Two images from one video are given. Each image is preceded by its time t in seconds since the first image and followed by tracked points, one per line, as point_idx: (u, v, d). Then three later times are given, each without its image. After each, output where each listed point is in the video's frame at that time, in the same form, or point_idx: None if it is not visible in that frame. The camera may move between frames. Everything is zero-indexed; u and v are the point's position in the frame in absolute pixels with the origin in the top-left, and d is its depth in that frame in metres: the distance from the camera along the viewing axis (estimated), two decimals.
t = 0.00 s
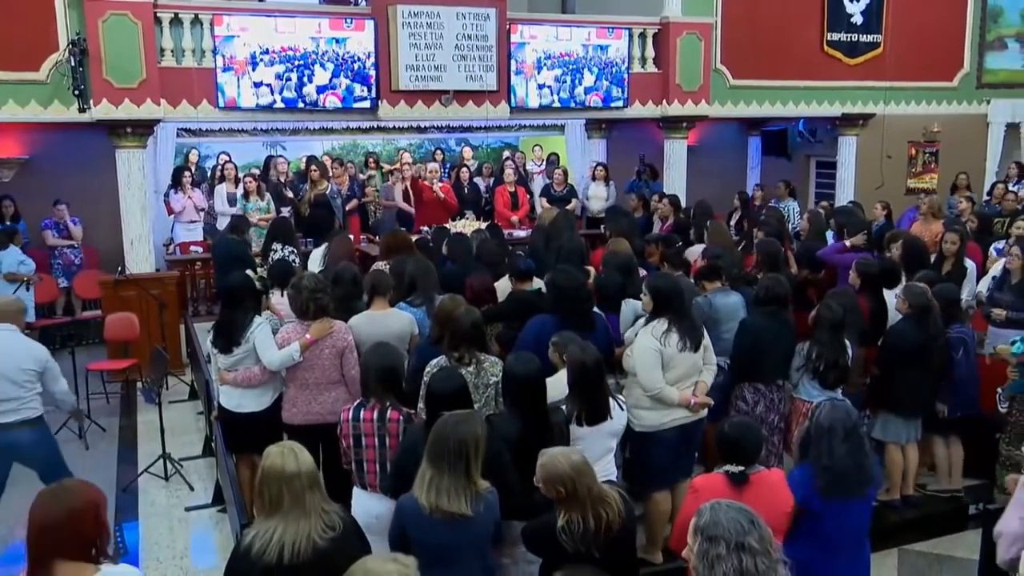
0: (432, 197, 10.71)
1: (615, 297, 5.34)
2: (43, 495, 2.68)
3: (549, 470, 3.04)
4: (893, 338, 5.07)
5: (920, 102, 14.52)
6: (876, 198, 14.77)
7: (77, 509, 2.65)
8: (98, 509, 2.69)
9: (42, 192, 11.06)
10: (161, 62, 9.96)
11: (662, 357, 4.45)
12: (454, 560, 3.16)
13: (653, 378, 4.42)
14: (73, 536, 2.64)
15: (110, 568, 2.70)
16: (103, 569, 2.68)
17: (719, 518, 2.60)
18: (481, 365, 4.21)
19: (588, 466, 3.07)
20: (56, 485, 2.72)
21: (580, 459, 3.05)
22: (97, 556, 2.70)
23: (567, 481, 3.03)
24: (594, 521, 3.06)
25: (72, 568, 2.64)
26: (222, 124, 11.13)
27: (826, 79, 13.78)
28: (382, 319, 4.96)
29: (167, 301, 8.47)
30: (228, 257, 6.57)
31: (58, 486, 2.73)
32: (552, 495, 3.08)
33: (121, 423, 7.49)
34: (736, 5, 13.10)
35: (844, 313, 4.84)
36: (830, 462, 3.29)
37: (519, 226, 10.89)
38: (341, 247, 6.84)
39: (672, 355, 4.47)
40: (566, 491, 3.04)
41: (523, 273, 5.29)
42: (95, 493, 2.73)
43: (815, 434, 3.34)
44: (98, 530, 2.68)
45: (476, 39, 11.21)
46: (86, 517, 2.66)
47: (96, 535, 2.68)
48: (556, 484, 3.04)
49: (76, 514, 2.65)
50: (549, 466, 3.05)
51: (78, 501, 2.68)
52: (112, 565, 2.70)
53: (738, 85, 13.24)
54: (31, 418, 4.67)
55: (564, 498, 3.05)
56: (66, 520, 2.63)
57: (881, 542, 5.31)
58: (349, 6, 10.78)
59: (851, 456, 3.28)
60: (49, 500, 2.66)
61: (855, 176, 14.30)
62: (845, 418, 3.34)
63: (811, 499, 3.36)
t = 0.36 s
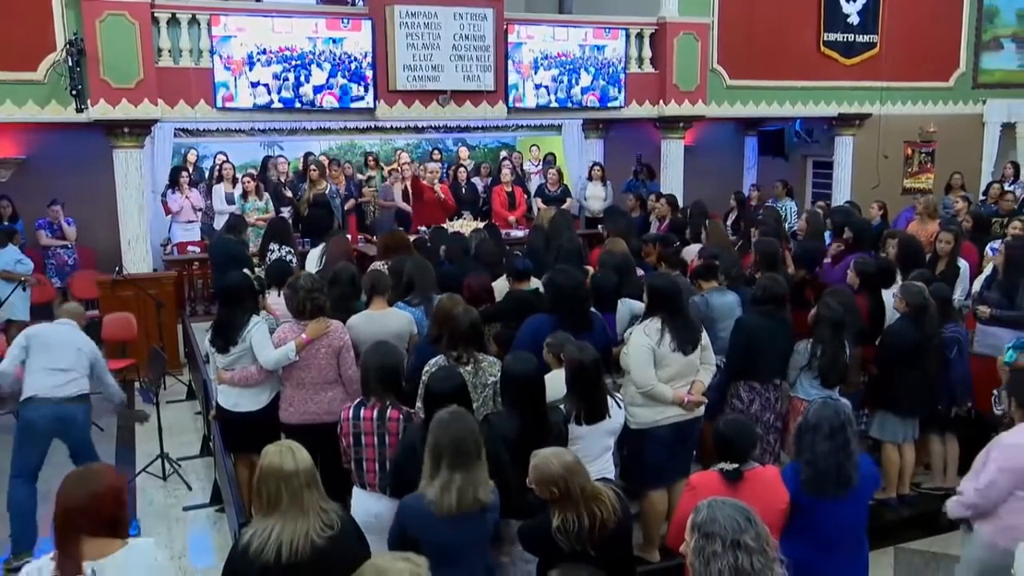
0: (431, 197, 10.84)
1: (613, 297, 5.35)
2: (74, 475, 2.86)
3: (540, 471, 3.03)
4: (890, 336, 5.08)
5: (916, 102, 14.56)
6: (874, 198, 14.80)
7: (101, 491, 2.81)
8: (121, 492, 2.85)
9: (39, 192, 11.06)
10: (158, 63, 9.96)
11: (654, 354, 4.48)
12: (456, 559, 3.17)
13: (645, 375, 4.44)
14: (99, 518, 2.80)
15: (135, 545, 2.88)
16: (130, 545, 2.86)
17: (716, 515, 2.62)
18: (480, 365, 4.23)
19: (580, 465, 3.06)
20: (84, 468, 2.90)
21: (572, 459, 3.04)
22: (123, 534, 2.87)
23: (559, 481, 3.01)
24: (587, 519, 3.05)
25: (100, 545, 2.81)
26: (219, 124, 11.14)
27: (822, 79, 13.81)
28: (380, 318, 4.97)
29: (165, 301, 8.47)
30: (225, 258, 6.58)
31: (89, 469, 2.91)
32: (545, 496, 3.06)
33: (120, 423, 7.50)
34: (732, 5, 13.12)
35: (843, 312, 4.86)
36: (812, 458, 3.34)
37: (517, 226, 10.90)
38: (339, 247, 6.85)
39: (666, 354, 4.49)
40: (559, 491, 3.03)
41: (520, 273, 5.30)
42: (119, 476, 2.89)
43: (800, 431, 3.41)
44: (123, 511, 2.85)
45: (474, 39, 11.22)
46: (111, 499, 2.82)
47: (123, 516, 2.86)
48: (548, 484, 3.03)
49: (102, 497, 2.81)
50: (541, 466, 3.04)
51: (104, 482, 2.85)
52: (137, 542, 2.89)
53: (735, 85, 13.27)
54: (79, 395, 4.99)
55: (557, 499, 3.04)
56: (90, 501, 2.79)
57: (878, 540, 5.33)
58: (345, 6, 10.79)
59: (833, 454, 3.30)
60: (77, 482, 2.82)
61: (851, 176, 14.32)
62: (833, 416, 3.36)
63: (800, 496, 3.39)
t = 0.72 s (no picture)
0: (429, 198, 10.57)
1: (610, 296, 5.37)
2: (117, 449, 3.06)
3: (530, 477, 3.04)
4: (886, 335, 5.10)
5: (912, 103, 14.60)
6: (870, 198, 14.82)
7: (143, 465, 2.99)
8: (160, 467, 3.03)
9: (36, 192, 11.05)
10: (155, 63, 9.96)
11: (643, 352, 4.51)
12: (456, 557, 3.19)
13: (632, 372, 4.47)
14: (140, 490, 2.99)
15: (170, 516, 3.07)
16: (166, 516, 3.06)
17: (712, 514, 2.62)
18: (478, 364, 4.25)
19: (569, 471, 3.06)
20: (130, 443, 3.10)
21: (559, 466, 3.04)
22: (160, 505, 3.07)
23: (549, 486, 3.02)
24: (580, 520, 3.04)
25: (138, 516, 3.01)
26: (216, 124, 11.15)
27: (819, 79, 13.84)
28: (379, 318, 4.99)
29: (161, 301, 8.47)
30: (223, 258, 6.59)
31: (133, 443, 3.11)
32: (537, 500, 3.07)
33: (117, 422, 7.49)
34: (729, 5, 13.15)
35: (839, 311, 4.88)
36: (807, 456, 3.35)
37: (513, 226, 10.91)
38: (337, 247, 6.86)
39: (655, 352, 4.52)
40: (549, 496, 3.03)
41: (518, 272, 5.33)
42: (160, 452, 3.07)
43: (795, 430, 3.42)
44: (162, 485, 3.04)
45: (471, 40, 11.23)
46: (151, 473, 3.01)
47: (162, 489, 3.05)
48: (538, 490, 3.04)
49: (143, 470, 3.00)
50: (532, 468, 3.05)
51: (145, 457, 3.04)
52: (173, 514, 3.08)
53: (731, 85, 13.28)
54: (91, 384, 5.03)
55: (548, 503, 3.04)
56: (130, 474, 2.97)
57: (874, 538, 5.36)
58: (342, 6, 10.79)
59: (827, 453, 3.32)
60: (121, 455, 3.02)
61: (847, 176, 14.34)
62: (828, 414, 3.36)
63: (792, 492, 3.41)
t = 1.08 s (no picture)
0: (428, 198, 10.55)
1: (607, 296, 5.39)
2: (136, 435, 3.21)
3: (522, 480, 3.03)
4: (881, 334, 5.12)
5: (908, 103, 14.64)
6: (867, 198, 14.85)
7: (151, 455, 3.13)
8: (168, 460, 3.15)
9: (34, 192, 11.05)
10: (153, 63, 9.97)
11: (636, 351, 4.52)
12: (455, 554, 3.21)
13: (626, 370, 4.51)
14: (145, 481, 3.11)
15: (176, 510, 3.18)
16: (169, 509, 3.17)
17: (706, 511, 2.59)
18: (475, 364, 4.26)
19: (562, 474, 3.05)
20: (150, 429, 3.24)
21: (552, 469, 3.04)
22: (170, 497, 3.19)
23: (543, 488, 3.01)
24: (578, 520, 3.02)
25: (142, 506, 3.14)
26: (214, 124, 11.15)
27: (815, 79, 13.87)
28: (377, 317, 5.00)
29: (159, 301, 8.47)
30: (221, 257, 6.60)
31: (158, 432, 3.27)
32: (530, 502, 3.05)
33: (115, 421, 7.49)
34: (726, 5, 13.17)
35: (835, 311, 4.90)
36: (807, 455, 3.36)
37: (511, 226, 10.90)
38: (335, 246, 6.87)
39: (649, 350, 4.52)
40: (542, 498, 3.02)
41: (515, 272, 5.34)
42: (173, 444, 3.20)
43: (794, 428, 3.43)
44: (170, 478, 3.15)
45: (468, 40, 11.24)
46: (159, 464, 3.13)
47: (169, 483, 3.16)
48: (531, 493, 3.02)
49: (152, 461, 3.13)
50: (524, 472, 3.04)
51: (160, 448, 3.18)
52: (179, 507, 3.19)
53: (728, 85, 13.31)
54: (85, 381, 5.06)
55: (542, 506, 3.03)
56: (137, 463, 3.11)
57: (870, 537, 5.38)
58: (339, 6, 10.79)
59: (828, 451, 3.33)
60: (138, 441, 3.18)
61: (844, 176, 14.37)
62: (827, 413, 3.37)
63: (792, 491, 3.41)
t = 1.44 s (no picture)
0: (425, 199, 10.56)
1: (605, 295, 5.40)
2: (144, 421, 3.19)
3: (516, 482, 3.07)
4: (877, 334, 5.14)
5: (904, 103, 14.68)
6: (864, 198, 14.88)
7: (154, 445, 3.10)
8: (169, 451, 3.12)
9: (31, 192, 11.05)
10: (150, 63, 9.97)
11: (631, 349, 4.53)
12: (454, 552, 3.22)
13: (623, 368, 4.52)
14: (146, 470, 3.10)
15: (175, 497, 3.18)
16: (168, 497, 3.16)
17: (704, 508, 2.61)
18: (471, 364, 4.28)
19: (556, 475, 3.08)
20: (159, 416, 3.22)
21: (545, 469, 3.08)
22: (169, 485, 3.18)
23: (536, 489, 3.04)
24: (575, 519, 3.04)
25: (143, 493, 3.13)
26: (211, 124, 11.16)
27: (811, 79, 13.90)
28: (375, 317, 5.01)
29: (156, 301, 8.46)
30: (218, 257, 6.61)
31: (171, 417, 3.24)
32: (524, 503, 3.08)
33: (114, 422, 7.49)
34: (722, 5, 13.20)
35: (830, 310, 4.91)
36: (810, 454, 3.37)
37: (508, 226, 10.91)
38: (333, 246, 6.88)
39: (645, 349, 4.54)
40: (537, 499, 3.04)
41: (512, 271, 5.36)
42: (177, 434, 3.17)
43: (796, 428, 3.43)
44: (171, 469, 3.13)
45: (465, 40, 11.26)
46: (162, 455, 3.11)
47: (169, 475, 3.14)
48: (525, 493, 3.06)
49: (157, 451, 3.10)
50: (518, 473, 3.08)
51: (165, 436, 3.15)
52: (177, 497, 3.18)
53: (724, 85, 13.34)
54: (58, 376, 5.17)
55: (536, 506, 3.05)
56: (137, 453, 3.09)
57: (866, 536, 5.40)
58: (336, 7, 10.80)
59: (830, 451, 3.35)
60: (145, 427, 3.15)
61: (839, 176, 14.42)
62: (828, 411, 3.39)
63: (794, 490, 3.41)
